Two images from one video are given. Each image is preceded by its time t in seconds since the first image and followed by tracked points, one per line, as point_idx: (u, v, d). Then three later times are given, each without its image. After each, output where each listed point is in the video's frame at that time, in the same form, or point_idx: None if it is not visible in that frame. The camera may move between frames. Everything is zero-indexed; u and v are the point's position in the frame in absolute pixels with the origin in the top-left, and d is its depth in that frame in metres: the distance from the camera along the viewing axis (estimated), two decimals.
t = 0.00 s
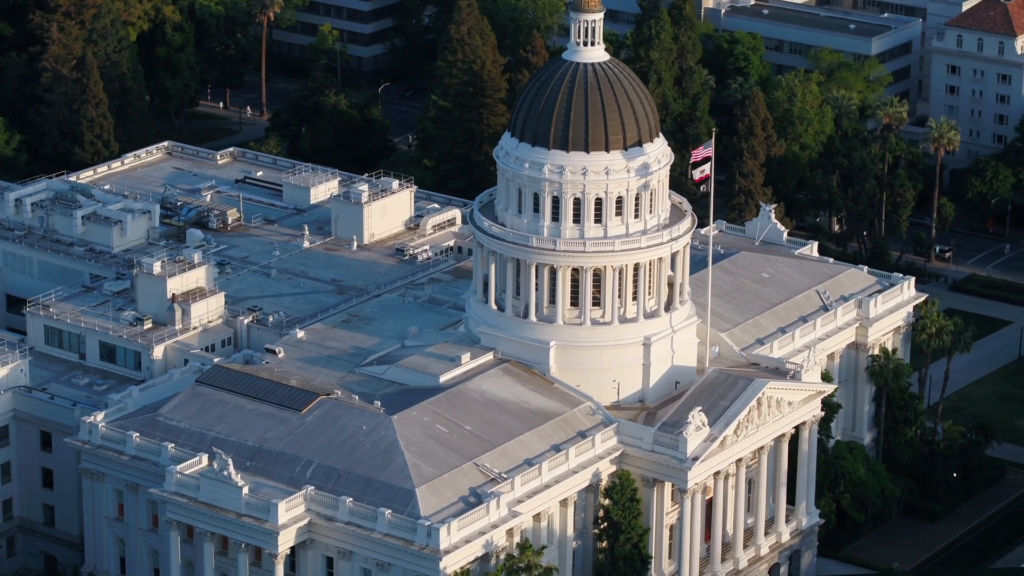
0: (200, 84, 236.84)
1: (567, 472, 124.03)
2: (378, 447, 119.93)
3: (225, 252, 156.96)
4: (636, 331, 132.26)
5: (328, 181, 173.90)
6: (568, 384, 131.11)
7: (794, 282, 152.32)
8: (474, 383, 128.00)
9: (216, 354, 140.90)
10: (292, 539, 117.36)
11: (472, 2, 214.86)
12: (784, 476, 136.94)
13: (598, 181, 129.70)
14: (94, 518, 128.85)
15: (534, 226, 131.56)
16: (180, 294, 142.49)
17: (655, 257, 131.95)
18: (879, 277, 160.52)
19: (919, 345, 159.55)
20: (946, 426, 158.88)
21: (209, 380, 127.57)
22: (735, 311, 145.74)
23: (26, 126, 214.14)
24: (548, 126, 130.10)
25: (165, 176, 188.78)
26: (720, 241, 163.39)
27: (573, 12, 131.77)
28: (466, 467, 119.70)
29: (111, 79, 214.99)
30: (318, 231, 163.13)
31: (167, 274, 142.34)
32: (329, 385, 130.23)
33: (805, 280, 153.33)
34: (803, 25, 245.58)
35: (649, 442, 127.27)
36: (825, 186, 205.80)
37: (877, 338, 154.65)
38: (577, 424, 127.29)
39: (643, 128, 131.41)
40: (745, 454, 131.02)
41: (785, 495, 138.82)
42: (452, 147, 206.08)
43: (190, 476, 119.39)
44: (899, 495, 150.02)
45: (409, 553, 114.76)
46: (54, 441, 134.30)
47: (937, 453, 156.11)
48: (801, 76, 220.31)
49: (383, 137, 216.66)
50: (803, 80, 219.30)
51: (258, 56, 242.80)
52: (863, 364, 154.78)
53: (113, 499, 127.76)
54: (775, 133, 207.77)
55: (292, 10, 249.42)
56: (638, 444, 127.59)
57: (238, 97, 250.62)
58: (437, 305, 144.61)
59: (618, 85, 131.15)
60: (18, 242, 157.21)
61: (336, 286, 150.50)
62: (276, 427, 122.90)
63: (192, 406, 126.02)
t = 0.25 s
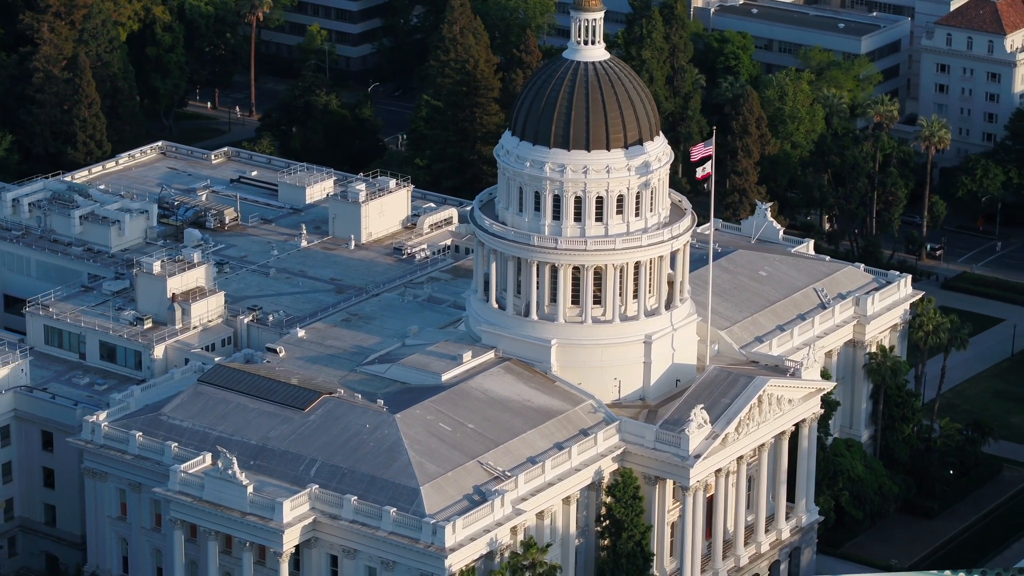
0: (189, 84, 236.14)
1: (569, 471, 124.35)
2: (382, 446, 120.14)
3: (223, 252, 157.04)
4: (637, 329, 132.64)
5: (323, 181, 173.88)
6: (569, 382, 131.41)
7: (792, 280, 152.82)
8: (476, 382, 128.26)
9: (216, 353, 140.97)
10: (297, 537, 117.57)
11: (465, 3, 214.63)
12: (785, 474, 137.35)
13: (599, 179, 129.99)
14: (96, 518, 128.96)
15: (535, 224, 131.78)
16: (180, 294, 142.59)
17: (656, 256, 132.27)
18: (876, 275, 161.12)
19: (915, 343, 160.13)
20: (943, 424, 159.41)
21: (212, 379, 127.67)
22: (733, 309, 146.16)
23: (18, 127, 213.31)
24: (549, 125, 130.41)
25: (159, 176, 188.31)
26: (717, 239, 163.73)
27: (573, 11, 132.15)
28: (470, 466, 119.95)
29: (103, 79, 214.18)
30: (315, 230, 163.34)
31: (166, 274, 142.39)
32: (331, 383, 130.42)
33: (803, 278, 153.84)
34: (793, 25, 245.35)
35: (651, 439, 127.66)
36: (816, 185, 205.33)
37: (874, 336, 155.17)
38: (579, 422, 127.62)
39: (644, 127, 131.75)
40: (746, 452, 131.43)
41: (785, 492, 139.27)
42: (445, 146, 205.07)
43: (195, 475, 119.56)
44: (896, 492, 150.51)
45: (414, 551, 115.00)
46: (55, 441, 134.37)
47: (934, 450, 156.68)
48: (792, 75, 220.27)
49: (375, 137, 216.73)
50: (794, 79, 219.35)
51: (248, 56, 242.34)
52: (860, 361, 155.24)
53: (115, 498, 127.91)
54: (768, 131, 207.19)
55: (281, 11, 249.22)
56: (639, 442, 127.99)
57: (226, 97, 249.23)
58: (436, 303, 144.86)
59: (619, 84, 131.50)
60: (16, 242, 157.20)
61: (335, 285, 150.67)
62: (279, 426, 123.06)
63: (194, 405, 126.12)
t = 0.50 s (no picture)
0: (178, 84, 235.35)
1: (572, 468, 124.67)
2: (386, 444, 120.36)
3: (220, 252, 157.07)
4: (638, 327, 132.98)
5: (318, 181, 173.89)
6: (570, 380, 131.73)
7: (788, 278, 153.32)
8: (478, 380, 128.52)
9: (217, 353, 141.05)
10: (301, 536, 117.77)
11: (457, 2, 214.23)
12: (784, 471, 137.82)
13: (599, 177, 130.29)
14: (98, 518, 129.05)
15: (536, 223, 132.03)
16: (179, 293, 142.64)
17: (657, 254, 132.64)
18: (872, 272, 161.66)
19: (911, 340, 160.63)
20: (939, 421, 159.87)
21: (214, 379, 127.78)
22: (731, 307, 146.57)
23: (8, 127, 212.19)
24: (550, 124, 130.68)
25: (154, 176, 187.64)
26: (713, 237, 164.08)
27: (573, 10, 132.51)
28: (473, 464, 120.25)
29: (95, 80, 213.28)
30: (312, 230, 163.49)
31: (166, 274, 142.40)
32: (332, 382, 130.58)
33: (800, 276, 154.37)
34: (782, 23, 244.92)
35: (652, 437, 128.04)
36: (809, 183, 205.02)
37: (871, 334, 155.67)
38: (581, 420, 127.94)
39: (644, 126, 132.08)
40: (747, 449, 131.82)
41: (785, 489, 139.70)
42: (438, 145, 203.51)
43: (199, 474, 119.71)
44: (893, 489, 150.96)
45: (419, 549, 115.24)
46: (56, 440, 134.45)
47: (930, 447, 157.17)
48: (783, 74, 220.13)
49: (365, 138, 216.62)
50: (784, 78, 219.19)
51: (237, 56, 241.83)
52: (857, 359, 155.68)
53: (117, 498, 128.07)
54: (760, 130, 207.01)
55: (268, 11, 248.84)
56: (641, 440, 128.37)
57: (215, 97, 248.03)
58: (435, 302, 145.07)
59: (619, 83, 131.83)
60: (13, 242, 157.22)
61: (333, 284, 150.82)
62: (282, 425, 123.23)
63: (196, 404, 126.21)
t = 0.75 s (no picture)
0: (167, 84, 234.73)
1: (574, 466, 124.99)
2: (389, 443, 120.58)
3: (217, 251, 157.16)
4: (638, 325, 133.32)
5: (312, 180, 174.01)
6: (571, 378, 132.04)
7: (785, 276, 153.77)
8: (479, 378, 128.79)
9: (216, 352, 141.20)
10: (305, 534, 118.00)
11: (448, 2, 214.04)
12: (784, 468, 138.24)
13: (599, 176, 130.62)
14: (100, 517, 129.12)
15: (536, 222, 132.31)
16: (179, 293, 142.62)
17: (657, 252, 133.03)
18: (867, 270, 162.21)
19: (906, 338, 161.18)
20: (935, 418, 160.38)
21: (215, 378, 127.90)
22: (729, 305, 146.97)
23: None
24: (550, 122, 130.97)
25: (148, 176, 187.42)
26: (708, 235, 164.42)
27: (572, 9, 132.85)
28: (477, 462, 120.53)
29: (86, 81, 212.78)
30: (309, 229, 163.65)
31: (165, 273, 142.37)
32: (334, 381, 130.79)
33: (796, 274, 154.82)
34: (770, 22, 244.88)
35: (653, 435, 128.39)
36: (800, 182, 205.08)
37: (867, 331, 156.19)
38: (582, 418, 128.23)
39: (644, 124, 132.42)
40: (747, 447, 132.19)
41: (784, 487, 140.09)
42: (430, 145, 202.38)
43: (202, 473, 119.86)
44: (890, 486, 151.34)
45: (423, 547, 115.49)
46: (57, 440, 134.46)
47: (926, 445, 157.69)
48: (773, 73, 220.12)
49: (355, 138, 215.80)
50: (774, 77, 219.18)
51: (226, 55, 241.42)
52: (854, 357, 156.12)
53: (119, 497, 128.14)
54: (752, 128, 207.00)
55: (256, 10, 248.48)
56: (642, 438, 128.71)
57: (204, 97, 247.47)
58: (434, 302, 145.34)
59: (618, 82, 132.17)
60: (11, 242, 157.27)
61: (332, 284, 151.02)
62: (285, 424, 123.43)
63: (198, 404, 126.34)
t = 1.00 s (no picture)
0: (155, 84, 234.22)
1: (575, 464, 125.33)
2: (391, 442, 120.82)
3: (214, 251, 157.26)
4: (638, 323, 133.69)
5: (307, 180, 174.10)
6: (571, 377, 132.39)
7: (781, 274, 154.22)
8: (481, 376, 129.08)
9: (216, 351, 141.31)
10: (309, 533, 118.23)
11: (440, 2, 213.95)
12: (783, 466, 138.71)
13: (599, 175, 130.96)
14: (102, 517, 129.22)
15: (536, 220, 132.62)
16: (178, 292, 142.51)
17: (656, 251, 133.44)
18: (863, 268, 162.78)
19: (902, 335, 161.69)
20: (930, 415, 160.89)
21: (216, 377, 128.02)
22: (727, 303, 147.33)
23: None
24: (550, 121, 131.24)
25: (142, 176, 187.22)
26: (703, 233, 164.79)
27: (571, 8, 133.13)
28: (479, 460, 120.83)
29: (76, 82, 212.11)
30: (305, 229, 163.82)
31: (164, 273, 142.30)
32: (334, 380, 131.00)
33: (793, 272, 155.28)
34: (758, 21, 244.99)
35: (653, 433, 128.78)
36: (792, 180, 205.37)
37: (863, 329, 156.70)
38: (583, 416, 128.58)
39: (643, 123, 132.76)
40: (746, 445, 132.61)
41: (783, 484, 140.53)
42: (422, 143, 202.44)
43: (205, 472, 120.00)
44: (887, 483, 151.66)
45: (427, 545, 115.79)
46: (57, 440, 134.51)
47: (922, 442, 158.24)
48: (762, 71, 220.21)
49: (345, 138, 215.36)
50: (764, 76, 219.30)
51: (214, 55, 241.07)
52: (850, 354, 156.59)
53: (121, 496, 128.23)
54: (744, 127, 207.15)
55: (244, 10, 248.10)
56: (642, 436, 129.08)
57: (191, 97, 247.08)
58: (431, 301, 145.60)
59: (618, 81, 132.50)
60: (7, 242, 157.32)
61: (329, 283, 151.24)
62: (287, 423, 123.62)
63: (200, 403, 126.49)
